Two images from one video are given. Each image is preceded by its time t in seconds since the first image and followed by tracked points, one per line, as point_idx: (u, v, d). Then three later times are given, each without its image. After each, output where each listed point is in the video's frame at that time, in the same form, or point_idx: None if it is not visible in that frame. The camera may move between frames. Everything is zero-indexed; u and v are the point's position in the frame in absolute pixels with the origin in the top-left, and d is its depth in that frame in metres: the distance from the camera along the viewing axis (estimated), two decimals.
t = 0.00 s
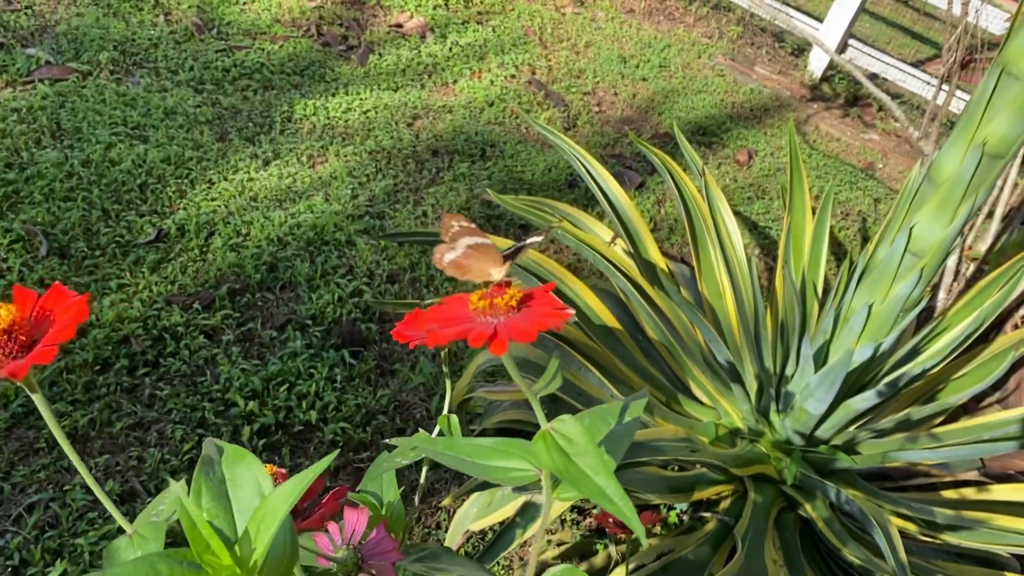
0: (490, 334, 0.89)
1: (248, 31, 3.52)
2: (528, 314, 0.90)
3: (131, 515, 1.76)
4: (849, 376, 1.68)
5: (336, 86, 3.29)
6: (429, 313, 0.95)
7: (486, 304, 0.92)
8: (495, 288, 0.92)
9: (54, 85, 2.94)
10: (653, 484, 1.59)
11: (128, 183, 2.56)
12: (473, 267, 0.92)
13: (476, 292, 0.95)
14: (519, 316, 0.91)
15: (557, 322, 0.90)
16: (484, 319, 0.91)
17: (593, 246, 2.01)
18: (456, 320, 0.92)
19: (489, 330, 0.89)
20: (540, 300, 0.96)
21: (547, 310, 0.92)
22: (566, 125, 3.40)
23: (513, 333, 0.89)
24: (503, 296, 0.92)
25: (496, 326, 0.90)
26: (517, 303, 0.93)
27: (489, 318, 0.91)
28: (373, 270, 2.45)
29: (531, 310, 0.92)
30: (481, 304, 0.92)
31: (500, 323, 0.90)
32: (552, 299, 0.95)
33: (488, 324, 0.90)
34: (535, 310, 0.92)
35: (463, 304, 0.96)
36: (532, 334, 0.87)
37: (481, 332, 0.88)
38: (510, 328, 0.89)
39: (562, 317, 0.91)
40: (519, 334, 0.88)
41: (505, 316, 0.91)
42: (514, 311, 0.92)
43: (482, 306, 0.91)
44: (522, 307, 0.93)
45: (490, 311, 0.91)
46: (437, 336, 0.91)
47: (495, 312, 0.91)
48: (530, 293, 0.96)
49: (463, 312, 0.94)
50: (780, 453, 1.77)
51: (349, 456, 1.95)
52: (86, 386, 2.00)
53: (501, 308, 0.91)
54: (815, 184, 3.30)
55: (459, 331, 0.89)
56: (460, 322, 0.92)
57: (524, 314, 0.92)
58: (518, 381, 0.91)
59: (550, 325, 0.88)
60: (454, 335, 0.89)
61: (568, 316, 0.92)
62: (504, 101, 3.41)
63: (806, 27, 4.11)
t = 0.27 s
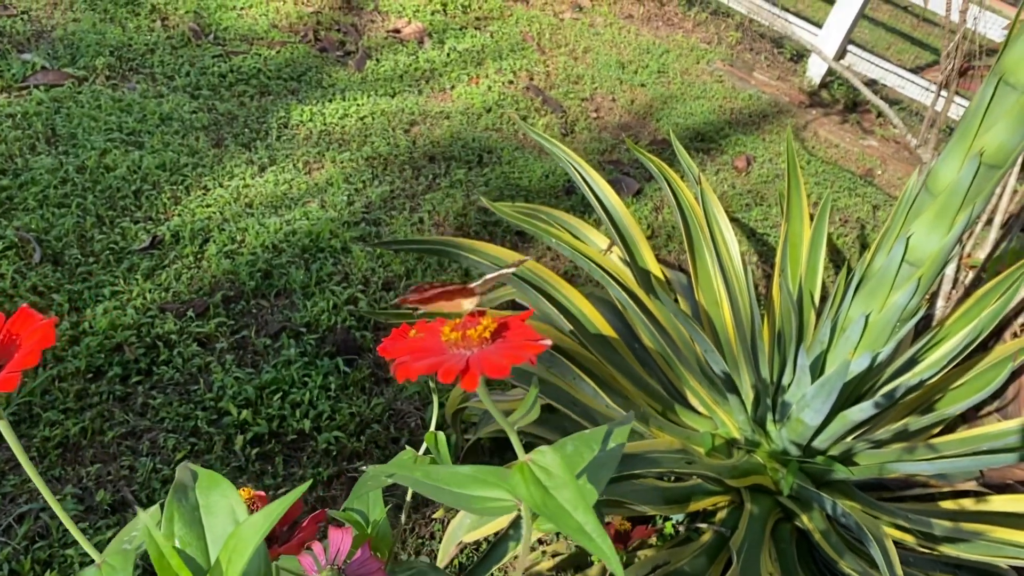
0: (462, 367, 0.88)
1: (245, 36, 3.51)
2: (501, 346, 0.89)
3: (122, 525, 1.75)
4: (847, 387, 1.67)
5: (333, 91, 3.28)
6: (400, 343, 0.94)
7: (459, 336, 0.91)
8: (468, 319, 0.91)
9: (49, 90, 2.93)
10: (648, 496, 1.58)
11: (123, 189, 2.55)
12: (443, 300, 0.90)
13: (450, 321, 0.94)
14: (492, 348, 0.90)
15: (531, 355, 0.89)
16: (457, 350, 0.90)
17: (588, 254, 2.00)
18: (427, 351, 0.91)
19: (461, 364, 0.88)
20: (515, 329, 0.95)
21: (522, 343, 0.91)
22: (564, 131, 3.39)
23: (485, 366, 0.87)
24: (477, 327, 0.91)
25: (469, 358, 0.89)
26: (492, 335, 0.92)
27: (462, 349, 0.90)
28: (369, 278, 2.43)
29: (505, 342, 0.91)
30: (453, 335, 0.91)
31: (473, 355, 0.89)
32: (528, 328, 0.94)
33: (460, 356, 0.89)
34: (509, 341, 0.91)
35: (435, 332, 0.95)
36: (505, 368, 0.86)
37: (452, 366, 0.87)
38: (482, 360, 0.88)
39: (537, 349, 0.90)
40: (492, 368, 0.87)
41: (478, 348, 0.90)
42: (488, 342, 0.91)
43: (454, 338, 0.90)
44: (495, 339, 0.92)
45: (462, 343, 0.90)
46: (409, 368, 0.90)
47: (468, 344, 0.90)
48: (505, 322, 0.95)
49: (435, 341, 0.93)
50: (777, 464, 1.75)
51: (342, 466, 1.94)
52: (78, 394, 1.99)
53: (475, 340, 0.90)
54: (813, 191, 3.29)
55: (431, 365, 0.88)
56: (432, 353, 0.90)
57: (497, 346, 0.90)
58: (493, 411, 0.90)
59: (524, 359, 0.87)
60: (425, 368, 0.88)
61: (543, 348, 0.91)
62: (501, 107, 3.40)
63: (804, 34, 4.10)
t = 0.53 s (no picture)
0: (458, 351, 0.86)
1: (250, 39, 3.51)
2: (499, 331, 0.88)
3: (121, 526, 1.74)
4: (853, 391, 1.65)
5: (338, 94, 3.28)
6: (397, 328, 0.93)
7: (456, 320, 0.89)
8: (465, 304, 0.90)
9: (53, 91, 2.93)
10: (651, 500, 1.56)
11: (126, 190, 2.55)
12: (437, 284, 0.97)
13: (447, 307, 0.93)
14: (489, 332, 0.89)
15: (528, 340, 0.87)
16: (454, 335, 0.89)
17: (592, 256, 1.99)
18: (423, 336, 0.90)
19: (458, 348, 0.86)
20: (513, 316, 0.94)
21: (520, 327, 0.90)
22: (568, 134, 3.39)
23: (482, 350, 0.86)
24: (474, 312, 0.90)
25: (466, 343, 0.88)
26: (489, 320, 0.91)
27: (459, 334, 0.89)
28: (372, 280, 2.42)
29: (503, 327, 0.90)
30: (450, 320, 0.89)
31: (470, 339, 0.88)
32: (526, 315, 0.93)
33: (457, 341, 0.88)
34: (507, 326, 0.90)
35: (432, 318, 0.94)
36: (502, 351, 0.85)
37: (449, 349, 0.86)
38: (479, 345, 0.87)
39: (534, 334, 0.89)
40: (488, 352, 0.86)
41: (475, 333, 0.89)
42: (485, 327, 0.90)
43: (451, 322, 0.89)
44: (493, 324, 0.90)
45: (459, 328, 0.89)
46: (404, 353, 0.88)
47: (464, 329, 0.89)
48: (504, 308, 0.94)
49: (432, 327, 0.92)
50: (782, 469, 1.74)
51: (344, 468, 1.92)
52: (79, 395, 1.98)
53: (472, 325, 0.89)
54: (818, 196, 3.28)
55: (427, 348, 0.87)
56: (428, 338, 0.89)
57: (495, 330, 0.89)
58: (490, 398, 0.88)
59: (521, 343, 0.86)
60: (421, 352, 0.86)
61: (542, 333, 0.90)
62: (506, 110, 3.39)
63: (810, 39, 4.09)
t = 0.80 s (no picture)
0: (471, 358, 0.86)
1: (259, 45, 3.53)
2: (511, 338, 0.87)
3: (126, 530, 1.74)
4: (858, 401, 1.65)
5: (346, 101, 3.29)
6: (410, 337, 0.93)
7: (469, 328, 0.90)
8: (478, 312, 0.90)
9: (63, 96, 2.94)
10: (654, 509, 1.56)
11: (134, 195, 2.56)
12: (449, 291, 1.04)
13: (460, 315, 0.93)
14: (502, 340, 0.89)
15: (541, 346, 0.87)
16: (466, 343, 0.89)
17: (598, 264, 1.99)
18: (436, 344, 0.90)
19: (470, 356, 0.86)
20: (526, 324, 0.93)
21: (533, 334, 0.89)
22: (574, 142, 3.39)
23: (494, 357, 0.86)
24: (486, 320, 0.90)
25: (478, 351, 0.88)
26: (501, 328, 0.91)
27: (472, 342, 0.89)
28: (378, 286, 2.43)
29: (515, 335, 0.90)
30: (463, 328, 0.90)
31: (482, 347, 0.88)
32: (539, 322, 0.92)
33: (469, 349, 0.88)
34: (520, 334, 0.90)
35: (445, 328, 0.94)
36: (514, 358, 0.85)
37: (461, 358, 0.86)
38: (492, 352, 0.86)
39: (548, 340, 0.88)
40: (501, 359, 0.85)
41: (488, 341, 0.89)
42: (498, 335, 0.89)
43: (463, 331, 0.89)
44: (505, 332, 0.90)
45: (472, 335, 0.89)
46: (417, 360, 0.88)
47: (477, 336, 0.89)
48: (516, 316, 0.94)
49: (445, 336, 0.92)
50: (787, 479, 1.73)
51: (348, 474, 1.92)
52: (85, 399, 1.99)
53: (484, 332, 0.89)
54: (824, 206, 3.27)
55: (439, 356, 0.87)
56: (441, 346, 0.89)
57: (507, 338, 0.89)
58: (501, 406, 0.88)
59: (534, 349, 0.85)
60: (433, 360, 0.87)
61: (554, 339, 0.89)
62: (513, 118, 3.40)
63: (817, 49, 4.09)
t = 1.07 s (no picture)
0: (493, 361, 0.87)
1: (271, 52, 3.55)
2: (533, 342, 0.89)
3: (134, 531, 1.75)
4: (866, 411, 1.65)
5: (356, 107, 3.31)
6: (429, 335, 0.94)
7: (489, 330, 0.90)
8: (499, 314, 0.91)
9: (77, 100, 2.97)
10: (661, 517, 1.56)
11: (146, 198, 2.58)
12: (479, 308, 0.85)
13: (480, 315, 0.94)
14: (523, 343, 0.90)
15: (562, 351, 0.88)
16: (487, 345, 0.90)
17: (607, 272, 1.99)
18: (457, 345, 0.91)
19: (492, 358, 0.87)
20: (545, 326, 0.94)
21: (553, 338, 0.91)
22: (583, 151, 3.40)
23: (516, 361, 0.87)
24: (507, 321, 0.91)
25: (500, 353, 0.88)
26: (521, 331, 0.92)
27: (493, 344, 0.90)
28: (387, 291, 2.44)
29: (536, 338, 0.91)
30: (483, 330, 0.90)
31: (504, 350, 0.89)
32: (557, 325, 0.93)
33: (491, 351, 0.89)
34: (540, 337, 0.91)
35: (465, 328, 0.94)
36: (536, 363, 0.86)
37: (483, 359, 0.87)
38: (513, 355, 0.87)
39: (568, 345, 0.90)
40: (523, 363, 0.86)
41: (508, 343, 0.90)
42: (518, 338, 0.91)
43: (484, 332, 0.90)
44: (526, 334, 0.91)
45: (492, 337, 0.90)
46: (439, 362, 0.89)
47: (497, 338, 0.90)
48: (534, 318, 0.95)
49: (465, 337, 0.92)
50: (794, 488, 1.73)
51: (356, 478, 1.93)
52: (95, 400, 2.00)
53: (505, 334, 0.90)
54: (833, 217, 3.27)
55: (462, 358, 0.88)
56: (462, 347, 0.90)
57: (528, 341, 0.90)
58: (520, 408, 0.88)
59: (555, 354, 0.86)
60: (457, 361, 0.88)
61: (574, 343, 0.91)
62: (522, 126, 3.41)
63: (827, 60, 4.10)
